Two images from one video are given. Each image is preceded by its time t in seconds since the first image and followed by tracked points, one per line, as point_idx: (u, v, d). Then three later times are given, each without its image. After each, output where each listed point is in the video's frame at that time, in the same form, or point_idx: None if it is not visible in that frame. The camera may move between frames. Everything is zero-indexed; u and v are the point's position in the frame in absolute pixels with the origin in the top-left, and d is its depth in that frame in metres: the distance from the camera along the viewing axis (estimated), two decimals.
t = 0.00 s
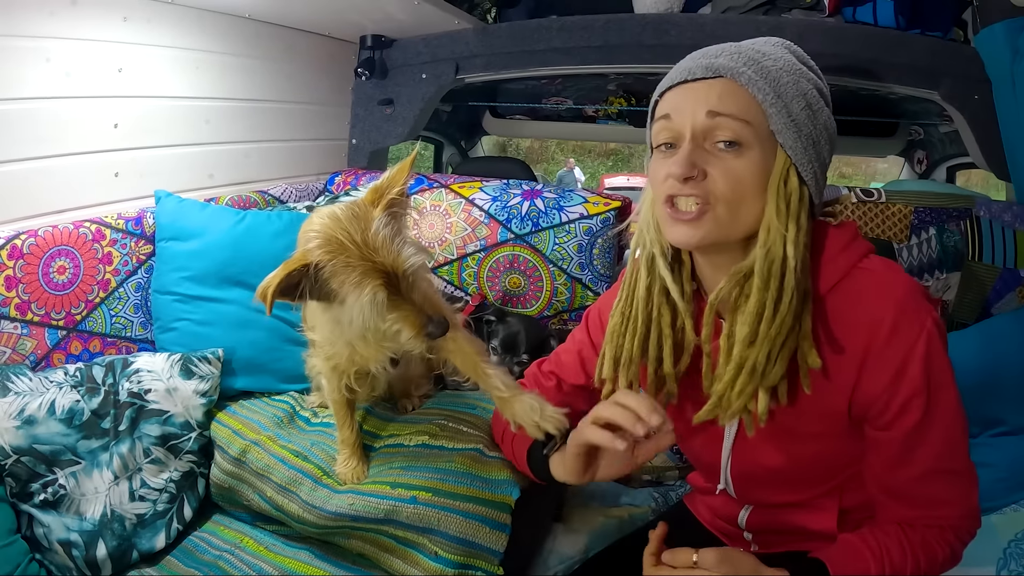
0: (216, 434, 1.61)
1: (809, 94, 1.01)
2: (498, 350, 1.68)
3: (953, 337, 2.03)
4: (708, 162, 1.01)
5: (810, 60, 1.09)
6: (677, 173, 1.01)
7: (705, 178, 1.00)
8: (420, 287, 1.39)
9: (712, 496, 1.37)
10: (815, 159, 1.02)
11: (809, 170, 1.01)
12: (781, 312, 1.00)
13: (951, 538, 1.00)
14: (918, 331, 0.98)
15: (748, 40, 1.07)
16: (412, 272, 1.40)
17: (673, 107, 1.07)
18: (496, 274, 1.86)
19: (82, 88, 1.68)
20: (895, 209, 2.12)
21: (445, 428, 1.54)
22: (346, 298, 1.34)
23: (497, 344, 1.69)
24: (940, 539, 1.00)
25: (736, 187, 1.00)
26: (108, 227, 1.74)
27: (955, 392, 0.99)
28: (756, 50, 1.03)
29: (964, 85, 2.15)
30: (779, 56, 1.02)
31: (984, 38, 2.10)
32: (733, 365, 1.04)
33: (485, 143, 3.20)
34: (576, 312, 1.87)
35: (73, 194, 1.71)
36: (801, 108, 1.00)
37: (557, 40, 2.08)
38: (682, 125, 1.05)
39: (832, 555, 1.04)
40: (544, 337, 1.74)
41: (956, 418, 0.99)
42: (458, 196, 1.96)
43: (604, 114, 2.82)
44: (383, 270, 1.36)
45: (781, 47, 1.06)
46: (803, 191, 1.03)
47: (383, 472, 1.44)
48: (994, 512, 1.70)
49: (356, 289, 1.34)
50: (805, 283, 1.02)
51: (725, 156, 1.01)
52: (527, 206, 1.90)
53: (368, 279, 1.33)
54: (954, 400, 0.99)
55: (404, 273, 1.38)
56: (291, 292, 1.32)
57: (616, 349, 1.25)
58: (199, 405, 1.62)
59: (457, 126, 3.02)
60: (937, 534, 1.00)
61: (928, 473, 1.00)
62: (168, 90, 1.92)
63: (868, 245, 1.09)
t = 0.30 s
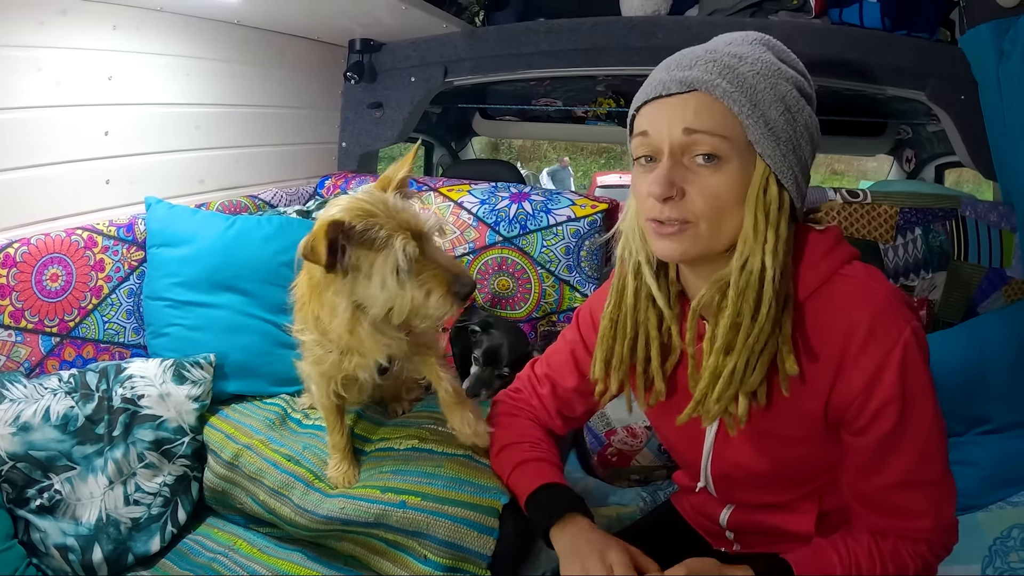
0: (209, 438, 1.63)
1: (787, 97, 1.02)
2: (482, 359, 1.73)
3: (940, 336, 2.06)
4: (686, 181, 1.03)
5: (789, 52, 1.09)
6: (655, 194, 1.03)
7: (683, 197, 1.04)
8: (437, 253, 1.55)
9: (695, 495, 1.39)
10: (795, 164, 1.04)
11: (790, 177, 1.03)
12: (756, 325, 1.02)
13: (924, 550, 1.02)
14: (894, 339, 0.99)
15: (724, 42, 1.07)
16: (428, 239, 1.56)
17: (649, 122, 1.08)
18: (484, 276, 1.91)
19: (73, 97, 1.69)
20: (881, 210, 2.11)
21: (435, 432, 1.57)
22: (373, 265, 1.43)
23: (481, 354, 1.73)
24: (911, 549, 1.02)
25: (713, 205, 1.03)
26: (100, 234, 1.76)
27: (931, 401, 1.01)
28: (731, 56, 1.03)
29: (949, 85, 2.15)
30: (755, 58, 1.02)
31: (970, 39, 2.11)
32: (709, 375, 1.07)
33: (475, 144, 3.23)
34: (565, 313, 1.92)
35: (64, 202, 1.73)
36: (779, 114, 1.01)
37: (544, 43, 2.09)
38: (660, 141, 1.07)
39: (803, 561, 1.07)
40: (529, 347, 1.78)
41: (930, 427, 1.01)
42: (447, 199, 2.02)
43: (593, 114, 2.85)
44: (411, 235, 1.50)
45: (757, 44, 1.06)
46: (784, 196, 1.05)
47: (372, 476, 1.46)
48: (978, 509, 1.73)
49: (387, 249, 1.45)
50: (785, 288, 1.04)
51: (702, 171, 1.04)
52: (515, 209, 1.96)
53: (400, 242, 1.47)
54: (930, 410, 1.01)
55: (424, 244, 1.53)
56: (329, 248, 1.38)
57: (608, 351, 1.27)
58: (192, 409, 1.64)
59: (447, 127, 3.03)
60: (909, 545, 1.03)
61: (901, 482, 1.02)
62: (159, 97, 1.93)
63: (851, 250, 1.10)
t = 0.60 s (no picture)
0: (197, 440, 1.61)
1: (794, 89, 0.99)
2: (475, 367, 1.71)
3: (940, 335, 2.03)
4: (691, 172, 1.01)
5: (796, 43, 1.06)
6: (661, 186, 1.01)
7: (690, 188, 1.01)
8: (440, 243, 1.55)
9: (693, 497, 1.37)
10: (804, 158, 1.01)
11: (798, 172, 1.00)
12: (766, 324, 0.99)
13: (923, 555, 1.00)
14: (905, 341, 0.97)
15: (728, 32, 1.04)
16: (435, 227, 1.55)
17: (655, 113, 1.05)
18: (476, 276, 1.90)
19: (59, 96, 1.67)
20: (880, 207, 2.08)
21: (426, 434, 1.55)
22: (380, 241, 1.42)
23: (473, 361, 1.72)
24: (911, 555, 1.00)
25: (721, 197, 1.00)
26: (87, 234, 1.74)
27: (940, 405, 0.98)
28: (737, 46, 1.00)
29: (948, 80, 2.12)
30: (762, 49, 1.00)
31: (967, 35, 2.10)
32: (716, 378, 1.04)
33: (470, 143, 3.22)
34: (560, 314, 1.91)
35: (51, 202, 1.71)
36: (786, 106, 0.98)
37: (537, 39, 2.07)
38: (665, 134, 1.04)
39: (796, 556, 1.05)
40: (522, 353, 1.76)
41: (937, 431, 0.98)
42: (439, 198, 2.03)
43: (589, 113, 2.83)
44: (422, 218, 1.50)
45: (764, 35, 1.04)
46: (792, 192, 1.01)
47: (361, 476, 1.43)
48: (980, 511, 1.70)
49: (398, 229, 1.44)
50: (793, 286, 1.02)
51: (708, 163, 1.01)
52: (507, 208, 1.94)
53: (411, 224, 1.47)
54: (939, 415, 0.98)
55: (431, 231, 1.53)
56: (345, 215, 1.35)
57: (612, 350, 1.24)
58: (180, 411, 1.62)
59: (441, 126, 3.01)
60: (907, 550, 1.00)
61: (904, 486, 1.00)
62: (146, 96, 1.92)
63: (860, 250, 1.08)
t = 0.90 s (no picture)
0: (189, 444, 1.60)
1: (771, 90, 0.95)
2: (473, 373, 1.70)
3: (941, 337, 2.01)
4: (662, 186, 1.00)
5: (777, 38, 1.02)
6: (629, 204, 1.00)
7: (662, 203, 1.00)
8: (402, 330, 1.35)
9: (689, 501, 1.35)
10: (783, 164, 0.97)
11: (776, 180, 0.96)
12: (738, 338, 0.98)
13: (921, 563, 0.98)
14: (895, 344, 0.94)
15: (703, 34, 1.01)
16: (401, 311, 1.35)
17: (626, 129, 1.04)
18: (472, 277, 1.90)
19: (49, 97, 1.65)
20: (879, 207, 2.06)
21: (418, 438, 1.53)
22: (331, 323, 1.29)
23: (470, 367, 1.71)
24: (908, 562, 0.98)
25: (694, 209, 0.99)
26: (78, 236, 1.72)
27: (934, 410, 0.96)
28: (707, 51, 0.97)
29: (948, 79, 2.10)
30: (735, 52, 0.97)
31: (967, 32, 2.07)
32: (687, 391, 1.04)
33: (467, 142, 3.21)
34: (556, 314, 1.91)
35: (42, 205, 1.69)
36: (761, 112, 0.95)
37: (533, 38, 2.05)
38: (635, 149, 1.03)
39: (788, 561, 1.03)
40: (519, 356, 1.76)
41: (932, 437, 0.96)
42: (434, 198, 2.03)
43: (586, 112, 2.81)
44: (381, 306, 1.31)
45: (739, 34, 1.00)
46: (770, 200, 0.98)
47: (353, 483, 1.42)
48: (981, 515, 1.68)
49: (350, 313, 1.28)
50: (777, 291, 1.00)
51: (679, 176, 0.99)
52: (502, 208, 1.93)
53: (360, 317, 1.28)
54: (933, 420, 0.96)
55: (394, 317, 1.33)
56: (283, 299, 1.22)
57: (601, 353, 1.23)
58: (171, 415, 1.61)
59: (437, 125, 3.02)
60: (904, 557, 0.98)
61: (898, 493, 0.98)
62: (137, 96, 1.90)
63: (852, 250, 1.06)
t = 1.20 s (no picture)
0: (193, 443, 1.62)
1: (759, 95, 0.97)
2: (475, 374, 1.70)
3: (937, 337, 2.03)
4: (653, 191, 1.01)
5: (766, 44, 1.04)
6: (621, 206, 1.02)
7: (651, 208, 1.01)
8: (374, 373, 1.26)
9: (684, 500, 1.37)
10: (771, 167, 0.99)
11: (765, 182, 0.98)
12: (727, 336, 1.00)
13: (913, 561, 0.99)
14: (879, 347, 0.96)
15: (693, 41, 1.03)
16: (376, 351, 1.26)
17: (618, 132, 1.06)
18: (473, 277, 1.92)
19: (53, 100, 1.67)
20: (876, 208, 2.07)
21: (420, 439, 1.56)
22: (298, 349, 1.25)
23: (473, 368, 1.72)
24: (900, 560, 0.99)
25: (681, 215, 1.00)
26: (83, 238, 1.74)
27: (919, 410, 0.97)
28: (698, 57, 0.99)
29: (945, 80, 2.12)
30: (724, 58, 0.99)
31: (965, 35, 2.07)
32: (677, 387, 1.05)
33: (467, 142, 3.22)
34: (557, 315, 1.92)
35: (47, 207, 1.71)
36: (749, 117, 0.97)
37: (533, 40, 2.06)
38: (628, 152, 1.04)
39: (781, 554, 1.05)
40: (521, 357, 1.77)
41: (918, 437, 0.98)
42: (435, 200, 2.05)
43: (585, 112, 2.83)
44: (355, 343, 1.23)
45: (729, 40, 1.02)
46: (758, 201, 1.00)
47: (355, 482, 1.43)
48: (977, 513, 1.70)
49: (318, 346, 1.23)
50: (762, 294, 1.02)
51: (669, 179, 1.01)
52: (502, 209, 1.96)
53: (325, 347, 1.23)
54: (919, 421, 0.98)
55: (367, 354, 1.25)
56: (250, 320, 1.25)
57: (589, 355, 1.24)
58: (176, 414, 1.63)
59: (437, 126, 3.04)
60: (895, 555, 1.00)
61: (886, 493, 0.99)
62: (140, 99, 1.92)
63: (836, 253, 1.07)
